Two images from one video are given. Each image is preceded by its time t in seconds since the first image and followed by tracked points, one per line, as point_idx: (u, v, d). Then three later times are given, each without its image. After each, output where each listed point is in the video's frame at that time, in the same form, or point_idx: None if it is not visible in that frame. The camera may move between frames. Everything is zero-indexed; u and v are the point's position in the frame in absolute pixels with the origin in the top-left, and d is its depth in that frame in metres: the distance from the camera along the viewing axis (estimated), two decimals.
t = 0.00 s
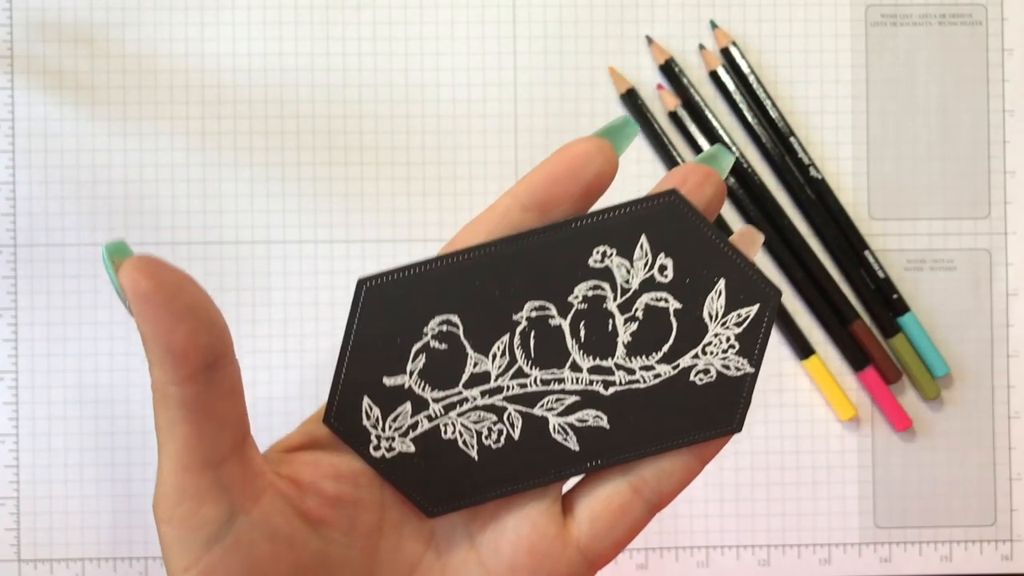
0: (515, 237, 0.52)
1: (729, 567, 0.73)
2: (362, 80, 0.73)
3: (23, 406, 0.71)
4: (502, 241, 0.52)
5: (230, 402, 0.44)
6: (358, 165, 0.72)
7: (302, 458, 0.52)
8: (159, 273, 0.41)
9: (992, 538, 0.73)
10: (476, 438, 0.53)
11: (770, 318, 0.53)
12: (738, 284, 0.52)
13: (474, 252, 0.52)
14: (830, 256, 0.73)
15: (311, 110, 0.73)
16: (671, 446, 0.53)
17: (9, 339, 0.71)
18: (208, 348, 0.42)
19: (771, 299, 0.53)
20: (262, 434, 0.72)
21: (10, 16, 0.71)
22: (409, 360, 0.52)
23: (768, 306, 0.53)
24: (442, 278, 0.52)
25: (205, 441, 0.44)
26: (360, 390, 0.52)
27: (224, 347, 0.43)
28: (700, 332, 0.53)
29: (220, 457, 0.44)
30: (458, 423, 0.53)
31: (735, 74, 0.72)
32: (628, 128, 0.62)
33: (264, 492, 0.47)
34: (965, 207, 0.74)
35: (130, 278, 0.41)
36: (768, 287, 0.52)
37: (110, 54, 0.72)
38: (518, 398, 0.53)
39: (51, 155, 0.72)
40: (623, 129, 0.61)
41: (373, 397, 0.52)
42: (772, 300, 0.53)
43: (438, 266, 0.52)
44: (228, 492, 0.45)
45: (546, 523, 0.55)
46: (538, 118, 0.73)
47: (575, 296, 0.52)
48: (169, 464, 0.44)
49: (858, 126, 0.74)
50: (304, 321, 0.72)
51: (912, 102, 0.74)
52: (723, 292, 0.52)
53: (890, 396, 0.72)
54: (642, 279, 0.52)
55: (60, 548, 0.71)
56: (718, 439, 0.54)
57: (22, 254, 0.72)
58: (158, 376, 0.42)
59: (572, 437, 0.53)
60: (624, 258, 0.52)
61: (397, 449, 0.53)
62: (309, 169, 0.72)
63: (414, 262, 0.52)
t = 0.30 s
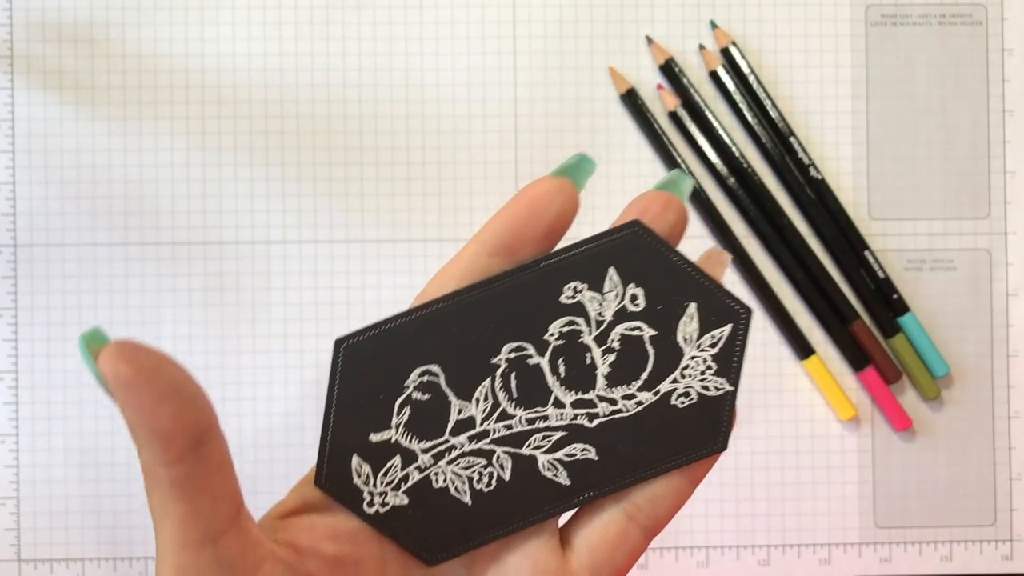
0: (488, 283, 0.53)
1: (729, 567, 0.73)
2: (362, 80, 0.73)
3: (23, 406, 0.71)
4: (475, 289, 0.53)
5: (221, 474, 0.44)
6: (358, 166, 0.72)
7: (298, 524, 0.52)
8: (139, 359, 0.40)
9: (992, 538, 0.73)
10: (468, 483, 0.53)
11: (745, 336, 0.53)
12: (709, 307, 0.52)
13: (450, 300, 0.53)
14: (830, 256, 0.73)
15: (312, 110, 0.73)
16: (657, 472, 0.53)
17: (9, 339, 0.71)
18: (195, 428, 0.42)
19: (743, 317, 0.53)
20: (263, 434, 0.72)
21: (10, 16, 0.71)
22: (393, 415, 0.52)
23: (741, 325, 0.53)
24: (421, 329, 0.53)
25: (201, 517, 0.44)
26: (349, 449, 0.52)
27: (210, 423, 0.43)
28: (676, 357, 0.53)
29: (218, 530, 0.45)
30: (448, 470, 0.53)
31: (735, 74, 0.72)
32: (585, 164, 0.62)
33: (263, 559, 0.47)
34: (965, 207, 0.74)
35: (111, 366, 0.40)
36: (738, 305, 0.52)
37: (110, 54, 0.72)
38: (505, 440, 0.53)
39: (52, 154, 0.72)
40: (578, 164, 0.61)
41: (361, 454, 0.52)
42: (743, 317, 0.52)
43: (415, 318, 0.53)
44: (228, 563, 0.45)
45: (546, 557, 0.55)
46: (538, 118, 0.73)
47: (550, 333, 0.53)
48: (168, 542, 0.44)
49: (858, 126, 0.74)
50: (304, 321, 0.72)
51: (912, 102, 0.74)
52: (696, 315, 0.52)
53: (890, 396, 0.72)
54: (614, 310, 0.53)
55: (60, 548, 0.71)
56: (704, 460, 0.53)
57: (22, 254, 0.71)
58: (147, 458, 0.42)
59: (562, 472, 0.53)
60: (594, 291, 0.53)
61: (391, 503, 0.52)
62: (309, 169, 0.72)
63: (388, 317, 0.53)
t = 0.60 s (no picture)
0: (457, 306, 0.53)
1: (729, 567, 0.73)
2: (363, 80, 0.73)
3: (23, 406, 0.71)
4: (444, 313, 0.53)
5: (210, 516, 0.45)
6: (358, 166, 0.73)
7: (286, 557, 0.53)
8: (120, 409, 0.41)
9: (993, 538, 0.73)
10: (453, 504, 0.53)
11: (711, 337, 0.53)
12: (673, 310, 0.53)
13: (419, 326, 0.52)
14: (830, 256, 0.73)
15: (312, 110, 0.73)
16: (638, 477, 0.53)
17: (8, 339, 0.71)
18: (179, 472, 0.43)
19: (706, 318, 0.53)
20: (263, 433, 0.72)
21: (10, 15, 0.71)
22: (373, 443, 0.52)
23: (706, 326, 0.53)
24: (393, 356, 0.52)
25: (190, 559, 0.44)
26: (331, 480, 0.52)
27: (194, 467, 0.43)
28: (646, 363, 0.53)
29: (209, 569, 0.45)
30: (433, 493, 0.53)
31: (735, 74, 0.72)
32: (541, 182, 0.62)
33: None
34: (965, 207, 0.74)
35: (93, 418, 0.41)
36: (701, 308, 0.53)
37: (110, 54, 0.72)
38: (485, 459, 0.53)
39: (52, 154, 0.72)
40: (534, 183, 0.62)
41: (345, 484, 0.52)
42: (707, 319, 0.53)
43: (387, 346, 0.52)
44: None
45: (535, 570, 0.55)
46: (538, 118, 0.73)
47: (522, 350, 0.53)
48: None
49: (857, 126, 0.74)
50: (304, 321, 0.72)
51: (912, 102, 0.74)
52: (661, 321, 0.53)
53: (890, 396, 0.72)
54: (582, 322, 0.53)
55: (61, 548, 0.71)
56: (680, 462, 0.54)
57: (22, 254, 0.72)
58: (133, 506, 0.43)
59: (545, 485, 0.53)
60: (561, 306, 0.53)
61: (379, 529, 0.52)
62: (309, 169, 0.72)
63: (359, 348, 0.53)
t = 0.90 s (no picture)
0: (473, 298, 0.53)
1: (729, 567, 0.73)
2: (362, 79, 0.73)
3: (23, 406, 0.71)
4: (460, 305, 0.52)
5: (221, 505, 0.44)
6: (358, 166, 0.73)
7: (297, 546, 0.52)
8: (132, 396, 0.41)
9: (992, 538, 0.73)
10: (464, 497, 0.53)
11: (728, 335, 0.53)
12: (691, 307, 0.53)
13: (433, 318, 0.52)
14: (830, 256, 0.73)
15: (312, 110, 0.73)
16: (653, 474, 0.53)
17: (9, 339, 0.72)
18: (190, 460, 0.42)
19: (725, 316, 0.53)
20: (263, 434, 0.72)
21: (9, 15, 0.71)
22: (385, 434, 0.52)
23: (724, 323, 0.53)
24: (407, 348, 0.52)
25: (202, 549, 0.44)
26: (343, 472, 0.52)
27: (205, 455, 0.43)
28: (663, 360, 0.53)
29: (221, 560, 0.44)
30: (444, 486, 0.53)
31: (735, 74, 0.72)
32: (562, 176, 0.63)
33: None
34: (964, 207, 0.74)
35: (104, 405, 0.41)
36: (719, 305, 0.53)
37: (110, 54, 0.72)
38: (497, 453, 0.53)
39: (51, 154, 0.72)
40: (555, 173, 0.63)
41: (357, 476, 0.52)
42: (725, 316, 0.53)
43: (402, 338, 0.52)
44: None
45: (547, 565, 0.55)
46: (537, 118, 0.73)
47: (538, 343, 0.53)
48: None
49: (857, 127, 0.74)
50: (304, 322, 0.72)
51: (912, 102, 0.74)
52: (679, 317, 0.53)
53: (889, 396, 0.72)
54: (599, 317, 0.53)
55: (61, 548, 0.71)
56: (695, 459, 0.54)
57: (22, 254, 0.72)
58: (144, 494, 0.42)
59: (558, 480, 0.53)
60: (578, 300, 0.53)
61: (389, 521, 0.52)
62: (309, 169, 0.72)
63: (374, 339, 0.52)
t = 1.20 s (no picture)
0: (421, 297, 0.52)
1: (728, 567, 0.73)
2: (363, 79, 0.73)
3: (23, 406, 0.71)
4: (409, 305, 0.52)
5: (170, 504, 0.44)
6: (358, 166, 0.73)
7: (248, 546, 0.53)
8: (81, 397, 0.41)
9: (992, 538, 0.73)
10: (414, 496, 0.53)
11: (677, 332, 0.53)
12: (639, 305, 0.53)
13: (385, 318, 0.52)
14: (830, 256, 0.73)
15: (311, 109, 0.73)
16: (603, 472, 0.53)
17: (9, 339, 0.71)
18: (139, 460, 0.42)
19: (673, 314, 0.53)
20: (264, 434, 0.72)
21: (10, 16, 0.71)
22: (335, 434, 0.52)
23: (672, 321, 0.53)
24: (358, 347, 0.52)
25: (149, 548, 0.44)
26: (293, 471, 0.52)
27: (154, 455, 0.43)
28: (612, 358, 0.53)
29: (167, 558, 0.45)
30: (394, 485, 0.53)
31: (735, 74, 0.72)
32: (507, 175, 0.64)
33: None
34: (964, 207, 0.74)
35: (52, 406, 0.41)
36: (667, 302, 0.53)
37: (110, 54, 0.72)
38: (447, 452, 0.53)
39: (51, 154, 0.72)
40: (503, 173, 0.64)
41: (307, 475, 0.52)
42: (674, 314, 0.53)
43: (350, 338, 0.52)
44: None
45: (498, 562, 0.56)
46: (537, 118, 0.73)
47: (487, 342, 0.53)
48: None
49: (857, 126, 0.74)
50: (305, 322, 0.72)
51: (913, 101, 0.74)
52: (627, 315, 0.53)
53: (890, 396, 0.72)
54: (547, 315, 0.53)
55: (61, 548, 0.71)
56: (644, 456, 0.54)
57: (22, 254, 0.72)
58: (92, 495, 0.42)
59: (508, 478, 0.53)
60: (527, 299, 0.53)
61: (340, 521, 0.53)
62: (309, 169, 0.72)
63: (322, 339, 0.52)
